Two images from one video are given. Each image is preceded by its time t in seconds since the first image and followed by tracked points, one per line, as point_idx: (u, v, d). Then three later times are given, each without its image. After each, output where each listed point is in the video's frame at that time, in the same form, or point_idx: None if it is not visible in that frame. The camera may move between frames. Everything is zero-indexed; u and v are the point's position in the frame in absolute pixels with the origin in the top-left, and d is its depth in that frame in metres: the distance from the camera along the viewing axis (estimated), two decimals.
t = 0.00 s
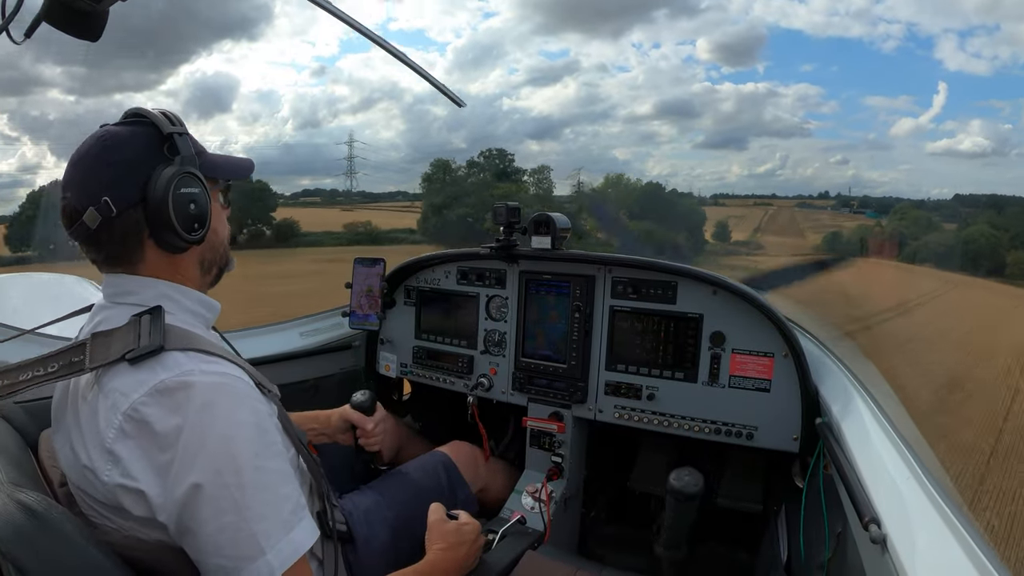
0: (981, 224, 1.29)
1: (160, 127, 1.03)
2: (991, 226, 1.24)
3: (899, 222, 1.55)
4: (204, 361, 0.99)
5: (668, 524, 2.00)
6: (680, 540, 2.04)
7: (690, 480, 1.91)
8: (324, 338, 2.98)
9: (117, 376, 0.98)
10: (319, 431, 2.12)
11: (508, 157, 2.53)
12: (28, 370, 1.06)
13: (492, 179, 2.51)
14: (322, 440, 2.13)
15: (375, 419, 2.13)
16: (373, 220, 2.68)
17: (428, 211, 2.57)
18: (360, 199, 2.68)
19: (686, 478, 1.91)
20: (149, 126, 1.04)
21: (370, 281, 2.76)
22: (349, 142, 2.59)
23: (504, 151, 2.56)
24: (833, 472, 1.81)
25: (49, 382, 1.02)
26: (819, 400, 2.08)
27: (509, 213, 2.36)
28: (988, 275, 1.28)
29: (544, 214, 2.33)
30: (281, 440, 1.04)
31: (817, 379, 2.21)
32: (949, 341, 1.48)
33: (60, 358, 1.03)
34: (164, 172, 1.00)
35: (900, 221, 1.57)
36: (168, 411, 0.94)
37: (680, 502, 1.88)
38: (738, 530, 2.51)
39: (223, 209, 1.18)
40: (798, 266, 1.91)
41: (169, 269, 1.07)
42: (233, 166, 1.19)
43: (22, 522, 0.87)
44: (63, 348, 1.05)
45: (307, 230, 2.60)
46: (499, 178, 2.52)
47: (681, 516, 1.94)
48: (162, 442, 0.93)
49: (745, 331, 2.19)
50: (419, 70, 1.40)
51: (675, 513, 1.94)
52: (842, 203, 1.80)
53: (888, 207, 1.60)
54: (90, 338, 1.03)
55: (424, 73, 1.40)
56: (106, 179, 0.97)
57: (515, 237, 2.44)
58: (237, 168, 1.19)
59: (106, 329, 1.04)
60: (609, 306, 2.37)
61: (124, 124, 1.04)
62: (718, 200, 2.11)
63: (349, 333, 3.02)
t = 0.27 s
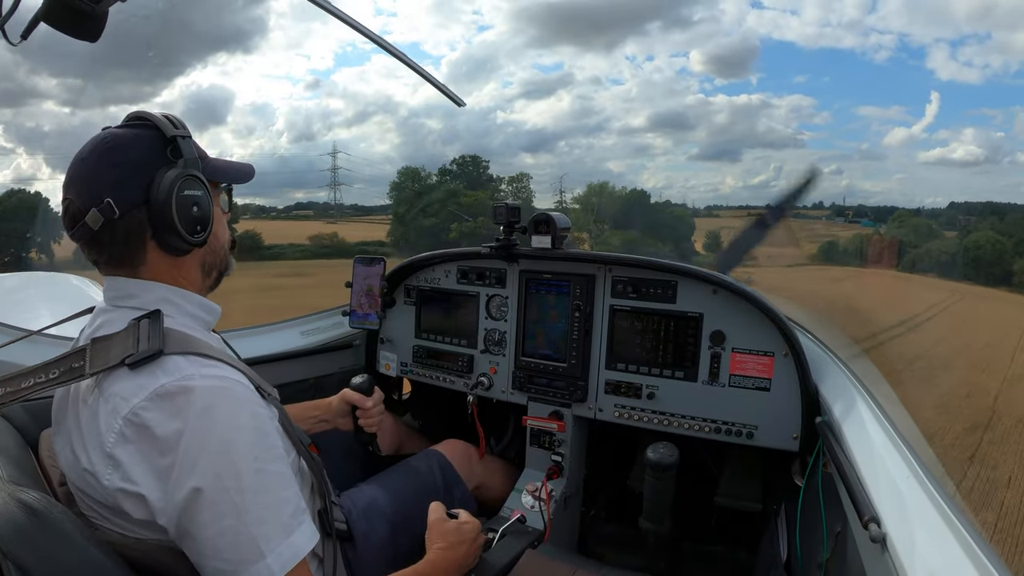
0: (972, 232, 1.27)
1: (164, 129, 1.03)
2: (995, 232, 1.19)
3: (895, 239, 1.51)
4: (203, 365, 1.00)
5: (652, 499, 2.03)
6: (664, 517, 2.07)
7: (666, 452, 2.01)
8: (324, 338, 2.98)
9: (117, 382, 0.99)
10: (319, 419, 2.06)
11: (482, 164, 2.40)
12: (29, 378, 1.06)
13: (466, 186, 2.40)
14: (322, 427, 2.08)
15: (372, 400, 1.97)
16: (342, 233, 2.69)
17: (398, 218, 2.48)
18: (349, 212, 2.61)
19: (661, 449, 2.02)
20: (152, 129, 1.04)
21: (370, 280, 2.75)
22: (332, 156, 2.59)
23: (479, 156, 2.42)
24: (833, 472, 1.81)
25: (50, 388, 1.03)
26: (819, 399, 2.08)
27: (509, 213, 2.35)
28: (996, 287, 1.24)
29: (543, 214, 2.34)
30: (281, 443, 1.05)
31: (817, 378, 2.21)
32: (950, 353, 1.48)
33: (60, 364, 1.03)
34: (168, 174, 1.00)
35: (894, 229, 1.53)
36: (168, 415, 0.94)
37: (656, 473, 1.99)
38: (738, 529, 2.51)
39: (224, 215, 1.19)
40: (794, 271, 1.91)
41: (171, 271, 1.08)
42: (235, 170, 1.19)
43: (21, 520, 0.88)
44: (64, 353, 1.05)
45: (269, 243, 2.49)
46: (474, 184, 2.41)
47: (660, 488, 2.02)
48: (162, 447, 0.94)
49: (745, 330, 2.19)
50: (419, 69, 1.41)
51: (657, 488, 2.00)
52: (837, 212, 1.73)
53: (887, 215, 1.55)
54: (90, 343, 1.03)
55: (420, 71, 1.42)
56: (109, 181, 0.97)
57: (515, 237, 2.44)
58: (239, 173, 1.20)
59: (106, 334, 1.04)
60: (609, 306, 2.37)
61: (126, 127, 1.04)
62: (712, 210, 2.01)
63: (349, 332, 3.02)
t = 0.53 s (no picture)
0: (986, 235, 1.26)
1: (164, 132, 1.03)
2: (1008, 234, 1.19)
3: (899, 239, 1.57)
4: (204, 364, 0.99)
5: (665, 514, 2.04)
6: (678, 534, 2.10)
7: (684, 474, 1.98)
8: (324, 339, 2.98)
9: (118, 381, 0.98)
10: (319, 428, 2.09)
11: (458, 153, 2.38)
12: (29, 378, 1.06)
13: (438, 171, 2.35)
14: (322, 437, 2.10)
15: (372, 416, 1.99)
16: (305, 224, 2.43)
17: (365, 201, 2.39)
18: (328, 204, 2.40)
19: (680, 470, 2.00)
20: (153, 131, 1.04)
21: (370, 282, 2.76)
22: (319, 143, 2.43)
23: (456, 145, 2.41)
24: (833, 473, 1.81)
25: (50, 387, 1.03)
26: (819, 399, 2.08)
27: (509, 214, 2.35)
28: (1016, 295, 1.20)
29: (544, 215, 2.33)
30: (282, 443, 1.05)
31: (817, 379, 2.22)
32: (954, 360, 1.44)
33: (59, 363, 1.03)
34: (168, 177, 1.00)
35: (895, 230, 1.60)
36: (169, 415, 0.94)
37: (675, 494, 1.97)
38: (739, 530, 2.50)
39: (225, 217, 1.19)
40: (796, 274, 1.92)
41: (171, 273, 1.07)
42: (237, 173, 1.19)
43: (21, 523, 0.88)
44: (63, 352, 1.05)
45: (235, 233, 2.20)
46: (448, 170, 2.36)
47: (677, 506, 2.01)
48: (163, 446, 0.94)
49: (745, 331, 2.19)
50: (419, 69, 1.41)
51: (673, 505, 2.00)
52: (836, 212, 1.79)
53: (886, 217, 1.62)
54: (90, 342, 1.03)
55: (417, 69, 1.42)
56: (110, 183, 0.97)
57: (515, 238, 2.44)
58: (241, 176, 1.20)
59: (106, 334, 1.04)
60: (609, 307, 2.37)
61: (127, 128, 1.03)
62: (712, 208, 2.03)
63: (349, 334, 3.02)
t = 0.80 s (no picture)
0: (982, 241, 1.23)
1: (167, 130, 1.03)
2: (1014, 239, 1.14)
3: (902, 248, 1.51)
4: (203, 364, 0.99)
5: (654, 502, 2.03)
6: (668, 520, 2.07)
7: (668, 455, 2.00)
8: (324, 338, 2.98)
9: (117, 381, 0.99)
10: (319, 420, 2.07)
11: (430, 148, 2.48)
12: (29, 379, 1.06)
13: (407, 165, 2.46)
14: (322, 429, 2.08)
15: (373, 403, 1.97)
16: (270, 223, 2.31)
17: (330, 198, 2.39)
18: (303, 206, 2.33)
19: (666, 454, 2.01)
20: (157, 130, 1.04)
21: (370, 281, 2.73)
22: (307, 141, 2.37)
23: (428, 138, 2.49)
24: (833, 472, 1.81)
25: (50, 387, 1.03)
26: (819, 399, 2.08)
27: (509, 213, 2.35)
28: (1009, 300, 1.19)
29: (544, 214, 2.33)
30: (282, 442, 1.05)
31: (817, 379, 2.21)
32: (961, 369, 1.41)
33: (59, 364, 1.03)
34: (170, 175, 1.00)
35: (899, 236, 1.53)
36: (169, 414, 0.94)
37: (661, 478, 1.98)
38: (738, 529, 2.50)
39: (226, 216, 1.19)
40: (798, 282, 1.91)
41: (172, 271, 1.07)
42: (238, 172, 1.19)
43: (22, 521, 0.88)
44: (63, 352, 1.05)
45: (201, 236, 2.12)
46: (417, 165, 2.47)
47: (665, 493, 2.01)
48: (163, 446, 0.94)
49: (745, 330, 2.19)
50: (421, 70, 1.38)
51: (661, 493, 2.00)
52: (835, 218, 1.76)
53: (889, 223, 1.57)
54: (89, 343, 1.03)
55: (423, 71, 1.40)
56: (112, 180, 0.97)
57: (515, 237, 2.44)
58: (242, 175, 1.20)
59: (105, 334, 1.04)
60: (609, 306, 2.37)
61: (130, 127, 1.04)
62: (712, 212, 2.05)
63: (349, 333, 3.02)
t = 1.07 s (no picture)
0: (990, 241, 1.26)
1: (165, 132, 1.03)
2: None
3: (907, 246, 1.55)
4: (204, 365, 0.99)
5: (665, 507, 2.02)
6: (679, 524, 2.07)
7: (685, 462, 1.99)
8: (324, 339, 2.98)
9: (117, 382, 0.99)
10: (324, 423, 2.04)
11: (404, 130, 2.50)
12: (30, 380, 1.06)
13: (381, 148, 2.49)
14: (326, 432, 2.06)
15: (379, 408, 1.96)
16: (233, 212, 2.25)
17: (291, 178, 2.36)
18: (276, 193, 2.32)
19: (681, 459, 2.00)
20: (154, 132, 1.04)
21: (370, 282, 2.74)
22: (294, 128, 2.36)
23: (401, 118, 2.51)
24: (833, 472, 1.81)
25: (50, 389, 1.03)
26: (819, 399, 2.08)
27: (509, 213, 2.35)
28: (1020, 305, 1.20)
29: (543, 214, 2.33)
30: (282, 443, 1.05)
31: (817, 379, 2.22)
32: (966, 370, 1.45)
33: (59, 366, 1.03)
34: (168, 179, 1.00)
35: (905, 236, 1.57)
36: (169, 415, 0.94)
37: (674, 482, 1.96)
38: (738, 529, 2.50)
39: (225, 217, 1.19)
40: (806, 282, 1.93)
41: (171, 274, 1.08)
42: (236, 172, 1.19)
43: (22, 522, 0.88)
44: (63, 354, 1.05)
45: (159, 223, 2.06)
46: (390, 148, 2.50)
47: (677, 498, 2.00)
48: (164, 447, 0.94)
49: (745, 331, 2.19)
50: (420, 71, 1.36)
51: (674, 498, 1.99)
52: (839, 217, 1.80)
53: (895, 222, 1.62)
54: (90, 344, 1.03)
55: (426, 75, 1.38)
56: (110, 184, 0.97)
57: (515, 238, 2.44)
58: (241, 176, 1.20)
59: (105, 335, 1.04)
60: (609, 307, 2.37)
61: (128, 129, 1.03)
62: (712, 209, 2.11)
63: (349, 333, 3.02)
